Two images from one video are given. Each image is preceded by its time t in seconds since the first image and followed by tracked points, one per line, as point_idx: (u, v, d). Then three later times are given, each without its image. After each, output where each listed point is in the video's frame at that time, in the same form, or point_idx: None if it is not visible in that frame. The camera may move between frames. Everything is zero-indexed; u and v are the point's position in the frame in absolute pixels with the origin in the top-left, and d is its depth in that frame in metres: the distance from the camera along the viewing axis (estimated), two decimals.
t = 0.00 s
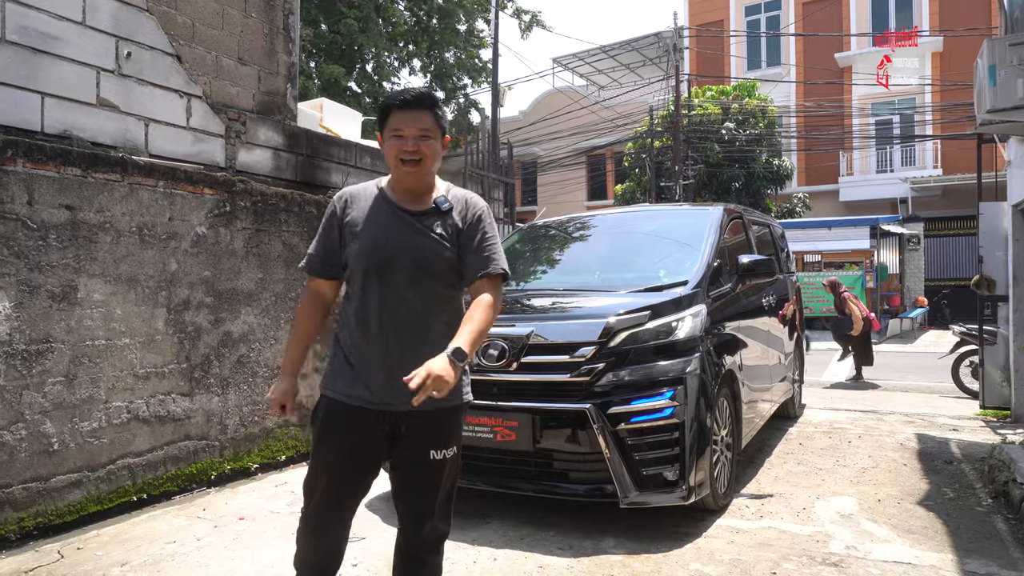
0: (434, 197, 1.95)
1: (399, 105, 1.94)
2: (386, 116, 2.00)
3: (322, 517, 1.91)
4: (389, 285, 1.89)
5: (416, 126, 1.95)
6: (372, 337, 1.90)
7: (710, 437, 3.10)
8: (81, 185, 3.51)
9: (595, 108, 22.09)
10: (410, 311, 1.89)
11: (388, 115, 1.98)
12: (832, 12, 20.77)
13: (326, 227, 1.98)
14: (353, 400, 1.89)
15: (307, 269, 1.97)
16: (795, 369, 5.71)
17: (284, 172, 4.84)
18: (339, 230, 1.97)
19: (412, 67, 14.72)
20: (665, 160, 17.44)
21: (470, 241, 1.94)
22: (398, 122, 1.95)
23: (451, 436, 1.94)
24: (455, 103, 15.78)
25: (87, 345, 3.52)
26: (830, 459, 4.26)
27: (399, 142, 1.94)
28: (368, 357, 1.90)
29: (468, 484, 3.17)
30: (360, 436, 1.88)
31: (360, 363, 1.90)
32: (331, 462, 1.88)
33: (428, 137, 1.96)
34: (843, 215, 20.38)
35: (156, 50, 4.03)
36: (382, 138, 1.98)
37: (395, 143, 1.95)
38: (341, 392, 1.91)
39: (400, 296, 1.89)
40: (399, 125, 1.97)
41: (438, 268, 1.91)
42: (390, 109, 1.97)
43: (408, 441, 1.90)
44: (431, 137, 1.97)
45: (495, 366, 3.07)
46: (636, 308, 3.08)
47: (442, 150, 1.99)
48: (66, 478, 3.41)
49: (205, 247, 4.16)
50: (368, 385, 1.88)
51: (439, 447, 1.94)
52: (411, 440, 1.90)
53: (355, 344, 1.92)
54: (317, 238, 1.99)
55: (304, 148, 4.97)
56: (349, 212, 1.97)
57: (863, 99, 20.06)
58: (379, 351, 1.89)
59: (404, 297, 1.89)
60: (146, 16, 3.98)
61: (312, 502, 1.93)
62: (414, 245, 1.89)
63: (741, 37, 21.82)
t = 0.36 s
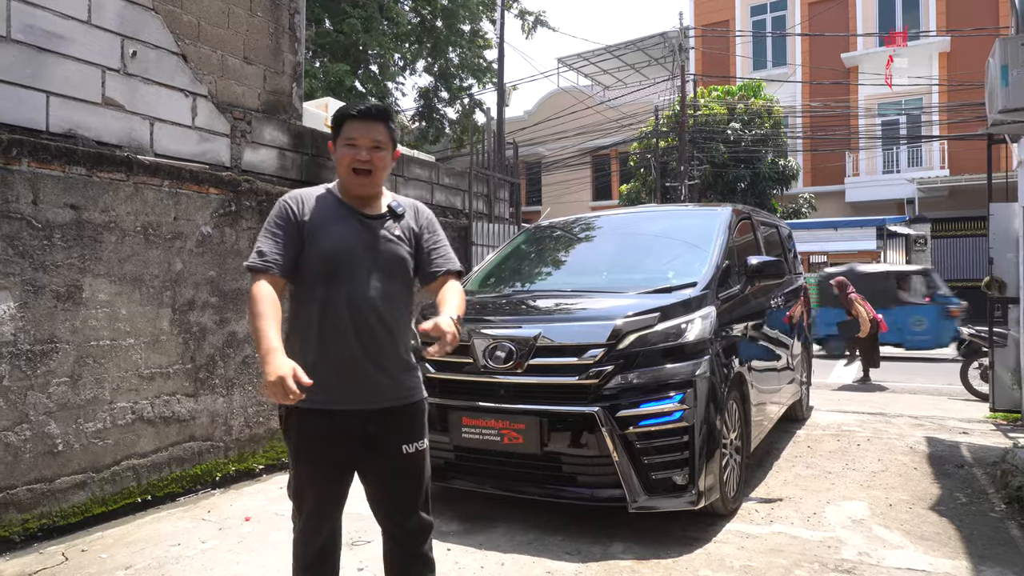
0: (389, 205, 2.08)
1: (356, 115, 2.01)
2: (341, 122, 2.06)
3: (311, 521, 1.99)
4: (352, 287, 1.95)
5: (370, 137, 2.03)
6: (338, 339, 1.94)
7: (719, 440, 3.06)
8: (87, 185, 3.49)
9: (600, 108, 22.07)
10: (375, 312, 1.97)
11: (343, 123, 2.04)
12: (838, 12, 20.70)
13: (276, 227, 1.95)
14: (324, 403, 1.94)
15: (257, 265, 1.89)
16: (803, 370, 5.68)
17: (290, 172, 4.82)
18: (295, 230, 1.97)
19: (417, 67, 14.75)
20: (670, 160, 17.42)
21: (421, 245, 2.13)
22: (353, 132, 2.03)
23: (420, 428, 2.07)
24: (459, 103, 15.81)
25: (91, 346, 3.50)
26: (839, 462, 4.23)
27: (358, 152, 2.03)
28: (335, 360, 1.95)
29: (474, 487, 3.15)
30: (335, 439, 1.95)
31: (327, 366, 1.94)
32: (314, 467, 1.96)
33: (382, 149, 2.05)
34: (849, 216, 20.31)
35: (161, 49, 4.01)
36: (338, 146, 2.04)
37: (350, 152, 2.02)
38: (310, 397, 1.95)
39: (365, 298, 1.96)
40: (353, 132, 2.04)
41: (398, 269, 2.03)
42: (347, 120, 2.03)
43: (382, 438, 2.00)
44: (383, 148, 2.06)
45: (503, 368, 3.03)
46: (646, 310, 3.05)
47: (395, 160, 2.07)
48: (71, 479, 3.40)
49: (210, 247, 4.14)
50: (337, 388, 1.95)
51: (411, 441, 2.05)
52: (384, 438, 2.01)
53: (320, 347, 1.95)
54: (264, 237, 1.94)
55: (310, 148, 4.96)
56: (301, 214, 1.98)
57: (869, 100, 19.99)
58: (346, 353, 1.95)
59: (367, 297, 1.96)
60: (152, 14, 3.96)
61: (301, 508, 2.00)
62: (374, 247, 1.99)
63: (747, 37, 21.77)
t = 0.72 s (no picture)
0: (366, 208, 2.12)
1: (339, 121, 2.02)
2: (321, 127, 2.06)
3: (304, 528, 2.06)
4: (335, 292, 2.01)
5: (352, 142, 2.05)
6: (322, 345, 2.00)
7: (733, 450, 3.01)
8: (93, 189, 3.46)
9: (605, 109, 22.02)
10: (356, 315, 2.03)
11: (325, 127, 2.05)
12: (844, 12, 20.61)
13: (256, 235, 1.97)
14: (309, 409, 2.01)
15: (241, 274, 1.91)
16: (814, 375, 5.63)
17: (297, 175, 4.79)
18: (274, 237, 1.99)
19: (423, 67, 14.73)
20: (676, 161, 17.36)
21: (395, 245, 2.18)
22: (335, 136, 2.03)
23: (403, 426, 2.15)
24: (465, 104, 15.80)
25: (98, 352, 3.47)
26: (852, 470, 4.17)
27: (339, 157, 2.03)
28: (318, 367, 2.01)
29: (484, 497, 3.11)
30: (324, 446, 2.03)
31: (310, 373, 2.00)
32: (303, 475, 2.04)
33: (363, 154, 2.07)
34: (856, 216, 20.22)
35: (167, 52, 3.97)
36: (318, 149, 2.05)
37: (331, 157, 2.04)
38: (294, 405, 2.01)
39: (346, 304, 2.02)
40: (334, 137, 2.05)
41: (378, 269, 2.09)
42: (329, 124, 2.04)
43: (365, 440, 2.08)
44: (364, 153, 2.08)
45: (514, 377, 2.99)
46: (659, 317, 3.00)
47: (374, 164, 2.10)
48: (77, 487, 3.36)
49: (216, 251, 4.10)
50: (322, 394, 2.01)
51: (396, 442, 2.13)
52: (369, 440, 2.09)
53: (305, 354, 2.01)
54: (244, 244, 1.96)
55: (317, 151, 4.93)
56: (281, 221, 2.01)
57: (876, 100, 19.90)
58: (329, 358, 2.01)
59: (351, 302, 2.03)
60: (158, 16, 3.92)
61: (294, 514, 2.06)
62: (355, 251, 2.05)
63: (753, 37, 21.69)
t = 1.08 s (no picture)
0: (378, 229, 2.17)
1: (339, 142, 2.08)
2: (323, 151, 2.13)
3: (319, 537, 2.13)
4: (351, 317, 2.05)
5: (354, 163, 2.10)
6: (337, 367, 2.04)
7: (751, 465, 2.95)
8: (100, 198, 3.42)
9: (613, 110, 21.94)
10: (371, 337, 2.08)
11: (327, 151, 2.11)
12: (853, 11, 20.48)
13: (270, 262, 1.99)
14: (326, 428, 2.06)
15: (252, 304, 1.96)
16: (828, 381, 5.55)
17: (306, 181, 4.75)
18: (289, 265, 2.01)
19: (429, 69, 14.71)
20: (684, 161, 17.27)
21: (409, 265, 2.24)
22: (338, 159, 2.09)
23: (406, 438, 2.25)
24: (472, 104, 15.76)
25: (105, 363, 3.43)
26: (870, 480, 4.09)
27: (342, 178, 2.09)
28: (333, 388, 2.05)
29: (496, 511, 3.06)
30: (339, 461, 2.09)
31: (326, 394, 2.04)
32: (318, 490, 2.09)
33: (367, 174, 2.12)
34: (866, 217, 20.07)
35: (175, 58, 3.93)
36: (323, 173, 2.11)
37: (336, 178, 2.09)
38: (310, 424, 2.05)
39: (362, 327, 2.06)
40: (336, 160, 2.11)
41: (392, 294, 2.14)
42: (332, 148, 2.10)
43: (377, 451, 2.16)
44: (368, 172, 2.13)
45: (527, 390, 2.93)
46: (676, 329, 2.94)
47: (378, 182, 2.16)
48: (85, 500, 3.32)
49: (225, 258, 4.06)
50: (337, 413, 2.06)
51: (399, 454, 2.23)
52: (377, 453, 2.17)
53: (322, 375, 2.04)
54: (259, 273, 1.98)
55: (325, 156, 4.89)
56: (296, 248, 2.03)
57: (886, 100, 19.76)
58: (345, 380, 2.06)
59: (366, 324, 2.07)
60: (166, 22, 3.88)
61: (309, 524, 2.13)
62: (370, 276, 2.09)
63: (762, 37, 21.58)
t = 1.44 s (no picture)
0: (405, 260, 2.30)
1: (376, 180, 2.20)
2: (359, 187, 2.25)
3: (342, 556, 2.17)
4: (381, 340, 2.15)
5: (389, 198, 2.22)
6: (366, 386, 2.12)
7: (768, 483, 2.89)
8: (105, 211, 3.37)
9: (619, 112, 21.86)
10: (397, 359, 2.18)
11: (363, 187, 2.23)
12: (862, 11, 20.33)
13: (311, 287, 2.06)
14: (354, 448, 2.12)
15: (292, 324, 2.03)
16: (842, 391, 5.47)
17: (313, 190, 4.70)
18: (329, 289, 2.09)
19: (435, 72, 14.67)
20: (692, 164, 17.18)
21: (430, 295, 2.39)
22: (373, 194, 2.21)
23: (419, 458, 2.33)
24: (478, 107, 15.71)
25: (110, 378, 3.39)
26: (888, 495, 4.01)
27: (377, 212, 2.21)
28: (363, 407, 2.12)
29: (507, 531, 3.00)
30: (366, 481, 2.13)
31: (354, 413, 2.11)
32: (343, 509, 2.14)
33: (400, 209, 2.24)
34: (875, 219, 19.93)
35: (181, 67, 3.88)
36: (359, 207, 2.23)
37: (371, 213, 2.20)
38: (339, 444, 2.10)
39: (389, 348, 2.16)
40: (371, 195, 2.23)
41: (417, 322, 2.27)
42: (368, 184, 2.22)
43: (397, 468, 2.24)
44: (401, 208, 2.25)
45: (539, 408, 2.87)
46: (691, 346, 2.87)
47: (409, 217, 2.28)
48: (89, 518, 3.28)
49: (231, 270, 4.01)
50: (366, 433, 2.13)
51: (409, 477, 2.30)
52: (396, 472, 2.24)
53: (352, 395, 2.11)
54: (300, 295, 2.05)
55: (332, 164, 4.84)
56: (334, 274, 2.10)
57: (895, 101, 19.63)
58: (372, 400, 2.13)
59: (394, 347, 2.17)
60: (171, 31, 3.83)
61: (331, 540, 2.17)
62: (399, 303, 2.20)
63: (769, 38, 21.45)
